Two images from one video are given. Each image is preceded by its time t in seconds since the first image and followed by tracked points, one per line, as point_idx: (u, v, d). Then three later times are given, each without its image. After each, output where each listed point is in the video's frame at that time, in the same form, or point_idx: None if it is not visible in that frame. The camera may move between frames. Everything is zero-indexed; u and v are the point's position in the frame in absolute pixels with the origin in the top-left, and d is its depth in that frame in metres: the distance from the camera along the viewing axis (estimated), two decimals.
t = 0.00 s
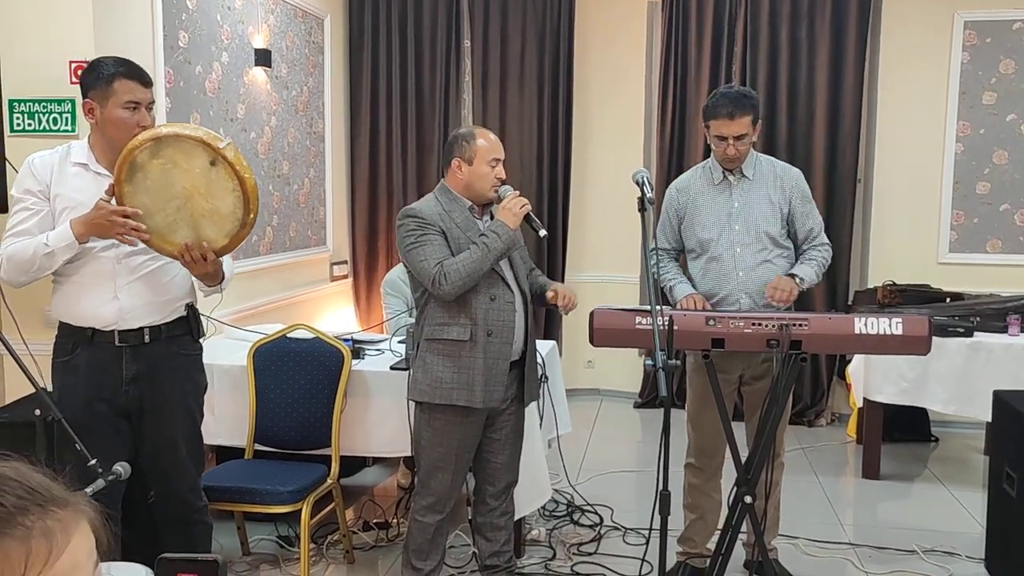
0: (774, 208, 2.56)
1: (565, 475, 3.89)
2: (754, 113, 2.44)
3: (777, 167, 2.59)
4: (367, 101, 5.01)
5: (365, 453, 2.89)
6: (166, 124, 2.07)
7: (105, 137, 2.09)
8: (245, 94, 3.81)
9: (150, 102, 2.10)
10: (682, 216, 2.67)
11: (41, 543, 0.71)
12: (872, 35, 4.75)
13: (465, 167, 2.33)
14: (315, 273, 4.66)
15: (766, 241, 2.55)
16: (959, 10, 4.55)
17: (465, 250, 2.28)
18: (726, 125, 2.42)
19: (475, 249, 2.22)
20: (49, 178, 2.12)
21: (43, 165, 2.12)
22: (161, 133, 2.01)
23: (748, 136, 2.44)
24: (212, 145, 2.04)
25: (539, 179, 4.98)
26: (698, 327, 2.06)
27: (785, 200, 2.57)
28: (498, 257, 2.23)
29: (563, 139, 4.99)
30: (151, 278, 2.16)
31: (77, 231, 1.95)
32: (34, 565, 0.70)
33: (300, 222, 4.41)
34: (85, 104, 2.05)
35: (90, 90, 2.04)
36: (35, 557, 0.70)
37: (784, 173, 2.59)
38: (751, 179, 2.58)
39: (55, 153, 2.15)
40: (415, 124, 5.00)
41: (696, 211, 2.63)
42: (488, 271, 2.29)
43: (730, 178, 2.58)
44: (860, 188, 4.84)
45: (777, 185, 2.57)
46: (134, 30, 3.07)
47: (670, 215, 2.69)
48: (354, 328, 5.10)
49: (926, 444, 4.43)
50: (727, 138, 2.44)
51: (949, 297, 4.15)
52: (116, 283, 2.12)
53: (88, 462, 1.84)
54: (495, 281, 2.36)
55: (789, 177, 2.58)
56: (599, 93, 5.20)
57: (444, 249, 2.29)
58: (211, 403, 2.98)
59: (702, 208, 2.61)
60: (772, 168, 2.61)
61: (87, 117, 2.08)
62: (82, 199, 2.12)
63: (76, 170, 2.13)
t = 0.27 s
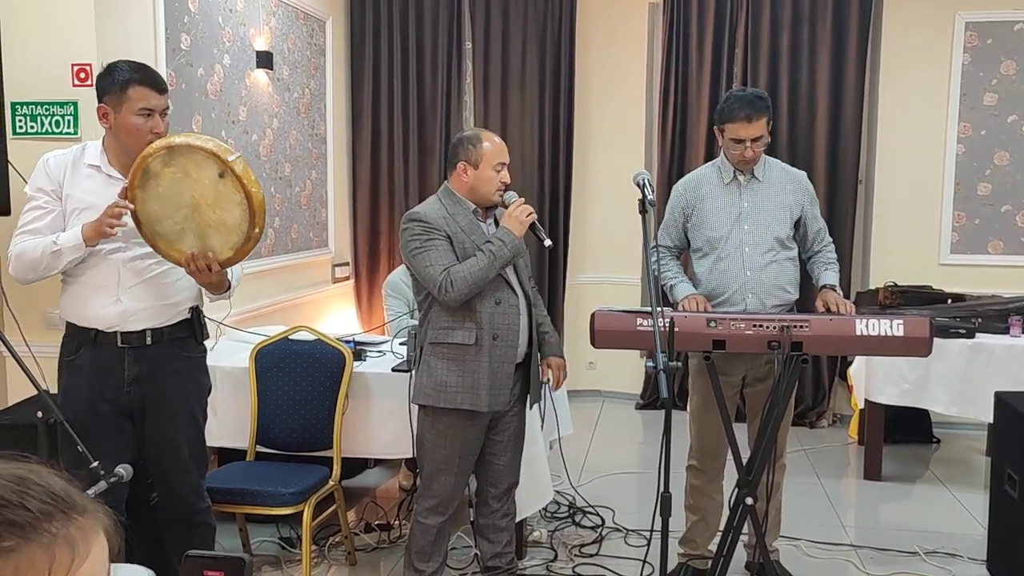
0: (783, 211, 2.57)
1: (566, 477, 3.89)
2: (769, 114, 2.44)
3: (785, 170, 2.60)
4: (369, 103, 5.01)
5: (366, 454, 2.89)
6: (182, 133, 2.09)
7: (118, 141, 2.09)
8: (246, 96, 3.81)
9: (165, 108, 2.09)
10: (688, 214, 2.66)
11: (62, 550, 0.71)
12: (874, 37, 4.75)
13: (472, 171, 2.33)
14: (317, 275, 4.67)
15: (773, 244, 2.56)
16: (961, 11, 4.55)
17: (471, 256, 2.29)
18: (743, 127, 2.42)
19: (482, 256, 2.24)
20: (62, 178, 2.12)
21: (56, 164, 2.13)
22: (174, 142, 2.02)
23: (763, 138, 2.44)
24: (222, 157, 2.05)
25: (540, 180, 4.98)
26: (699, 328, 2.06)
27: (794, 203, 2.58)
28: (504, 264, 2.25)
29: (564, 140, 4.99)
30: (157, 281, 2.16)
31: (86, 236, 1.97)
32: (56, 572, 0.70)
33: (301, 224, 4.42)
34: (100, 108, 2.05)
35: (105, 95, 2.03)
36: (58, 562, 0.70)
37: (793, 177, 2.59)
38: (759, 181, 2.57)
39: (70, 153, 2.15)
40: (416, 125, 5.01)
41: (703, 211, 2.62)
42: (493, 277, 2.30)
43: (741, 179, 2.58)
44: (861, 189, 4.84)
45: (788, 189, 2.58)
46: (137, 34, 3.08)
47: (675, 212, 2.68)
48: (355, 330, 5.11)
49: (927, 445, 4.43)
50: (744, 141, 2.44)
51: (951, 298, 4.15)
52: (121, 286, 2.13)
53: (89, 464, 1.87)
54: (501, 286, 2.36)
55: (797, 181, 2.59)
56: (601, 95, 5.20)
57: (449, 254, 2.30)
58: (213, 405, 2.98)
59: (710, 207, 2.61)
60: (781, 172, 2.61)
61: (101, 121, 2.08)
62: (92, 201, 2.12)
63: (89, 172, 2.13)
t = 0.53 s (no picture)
0: (790, 214, 2.57)
1: (568, 479, 3.89)
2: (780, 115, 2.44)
3: (793, 174, 2.60)
4: (370, 105, 5.02)
5: (368, 456, 2.89)
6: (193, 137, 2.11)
7: (131, 147, 2.11)
8: (248, 98, 3.82)
9: (179, 115, 2.11)
10: (695, 214, 2.65)
11: (75, 555, 0.71)
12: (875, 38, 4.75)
13: (478, 174, 2.33)
14: (318, 276, 4.67)
15: (780, 246, 2.56)
16: (961, 13, 4.55)
17: (479, 260, 2.30)
18: (753, 126, 2.42)
19: (490, 260, 2.25)
20: (74, 179, 2.14)
21: (69, 165, 2.15)
22: (183, 146, 2.04)
23: (772, 138, 2.44)
24: (229, 162, 2.06)
25: (541, 181, 4.98)
26: (700, 330, 2.06)
27: (801, 207, 2.58)
28: (512, 268, 2.27)
29: (565, 142, 4.99)
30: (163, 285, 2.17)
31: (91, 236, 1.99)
32: None
33: (303, 226, 4.42)
34: (114, 112, 2.06)
35: (120, 100, 2.05)
36: (69, 567, 0.70)
37: (802, 181, 2.59)
38: (766, 183, 2.57)
39: (83, 154, 2.16)
40: (417, 127, 5.01)
41: (710, 211, 2.61)
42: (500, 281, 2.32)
43: (749, 181, 2.57)
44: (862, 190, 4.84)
45: (796, 192, 2.58)
46: (139, 36, 3.09)
47: (682, 211, 2.67)
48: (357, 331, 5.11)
49: (929, 447, 4.42)
50: (752, 140, 2.44)
51: (953, 300, 4.14)
52: (126, 288, 2.14)
53: (90, 465, 1.92)
54: (507, 290, 2.37)
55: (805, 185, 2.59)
56: (602, 96, 5.20)
57: (457, 258, 2.30)
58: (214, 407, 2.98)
59: (717, 208, 2.60)
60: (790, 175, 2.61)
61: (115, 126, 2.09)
62: (102, 203, 2.12)
63: (101, 173, 2.14)
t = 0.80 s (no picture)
0: (794, 216, 2.57)
1: (569, 480, 3.88)
2: (783, 117, 2.44)
3: (799, 176, 2.60)
4: (372, 107, 5.02)
5: (370, 457, 2.89)
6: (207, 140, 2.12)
7: (142, 149, 2.11)
8: (250, 100, 3.82)
9: (189, 118, 2.11)
10: (700, 216, 2.65)
11: (81, 549, 0.71)
12: (877, 39, 4.75)
13: (484, 176, 2.33)
14: (320, 278, 4.67)
15: (784, 248, 2.56)
16: (964, 14, 4.55)
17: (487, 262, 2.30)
18: (755, 128, 2.42)
19: (498, 262, 2.25)
20: (83, 180, 2.14)
21: (79, 166, 2.15)
22: (195, 148, 2.05)
23: (775, 141, 2.44)
24: (240, 164, 2.07)
25: (543, 182, 4.98)
26: (702, 332, 2.06)
27: (805, 209, 2.58)
28: (520, 270, 2.27)
29: (567, 143, 4.99)
30: (170, 286, 2.18)
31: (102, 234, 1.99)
32: (73, 572, 0.70)
33: (305, 227, 4.42)
34: (125, 114, 2.07)
35: (131, 102, 2.05)
36: (76, 563, 0.70)
37: (806, 182, 2.59)
38: (772, 186, 2.57)
39: (94, 155, 2.17)
40: (419, 129, 5.01)
41: (715, 213, 2.61)
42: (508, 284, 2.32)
43: (754, 183, 2.57)
44: (864, 191, 4.84)
45: (800, 194, 2.58)
46: (141, 38, 3.09)
47: (687, 213, 2.67)
48: (359, 333, 5.11)
49: (931, 448, 4.42)
50: (755, 141, 2.44)
51: (955, 301, 4.14)
52: (132, 288, 2.15)
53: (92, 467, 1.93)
54: (514, 291, 2.37)
55: (811, 187, 2.59)
56: (603, 98, 5.20)
57: (465, 260, 2.29)
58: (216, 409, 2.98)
59: (722, 210, 2.60)
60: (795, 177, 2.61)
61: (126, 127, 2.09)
62: (111, 204, 2.13)
63: (110, 175, 2.14)
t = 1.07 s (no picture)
0: (795, 218, 2.56)
1: (571, 481, 3.88)
2: (783, 120, 2.44)
3: (799, 176, 2.59)
4: (373, 108, 5.02)
5: (371, 459, 2.89)
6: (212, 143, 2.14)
7: (149, 150, 2.11)
8: (251, 101, 3.82)
9: (197, 121, 2.12)
10: (702, 220, 2.66)
11: (78, 546, 0.71)
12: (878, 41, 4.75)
13: (486, 177, 2.34)
14: (321, 279, 4.68)
15: (786, 251, 2.55)
16: (965, 15, 4.55)
17: (491, 263, 2.30)
18: (754, 132, 2.42)
19: (503, 263, 2.26)
20: (89, 181, 2.15)
21: (85, 167, 2.15)
22: (202, 150, 2.08)
23: (774, 144, 2.44)
24: (246, 165, 2.10)
25: (544, 184, 4.98)
26: (703, 332, 2.06)
27: (805, 210, 2.56)
28: (524, 270, 2.28)
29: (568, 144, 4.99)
30: (175, 286, 2.18)
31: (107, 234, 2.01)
32: (72, 569, 0.70)
33: (306, 228, 4.42)
34: (134, 116, 2.08)
35: (140, 104, 2.06)
36: (74, 560, 0.70)
37: (807, 183, 2.58)
38: (773, 188, 2.57)
39: (99, 156, 2.17)
40: (420, 130, 5.02)
41: (717, 217, 2.62)
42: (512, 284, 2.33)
43: (753, 186, 2.58)
44: (865, 193, 4.84)
45: (800, 195, 2.56)
46: (143, 39, 3.09)
47: (690, 218, 2.69)
48: (360, 334, 5.12)
49: (933, 450, 4.41)
50: (754, 145, 2.44)
51: (956, 303, 4.13)
52: (138, 289, 2.15)
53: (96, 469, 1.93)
54: (518, 292, 2.37)
55: (811, 187, 2.57)
56: (604, 99, 5.21)
57: (470, 261, 2.29)
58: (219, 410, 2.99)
59: (724, 214, 2.61)
60: (796, 178, 2.60)
61: (133, 129, 2.10)
62: (117, 205, 2.13)
63: (117, 176, 2.15)
